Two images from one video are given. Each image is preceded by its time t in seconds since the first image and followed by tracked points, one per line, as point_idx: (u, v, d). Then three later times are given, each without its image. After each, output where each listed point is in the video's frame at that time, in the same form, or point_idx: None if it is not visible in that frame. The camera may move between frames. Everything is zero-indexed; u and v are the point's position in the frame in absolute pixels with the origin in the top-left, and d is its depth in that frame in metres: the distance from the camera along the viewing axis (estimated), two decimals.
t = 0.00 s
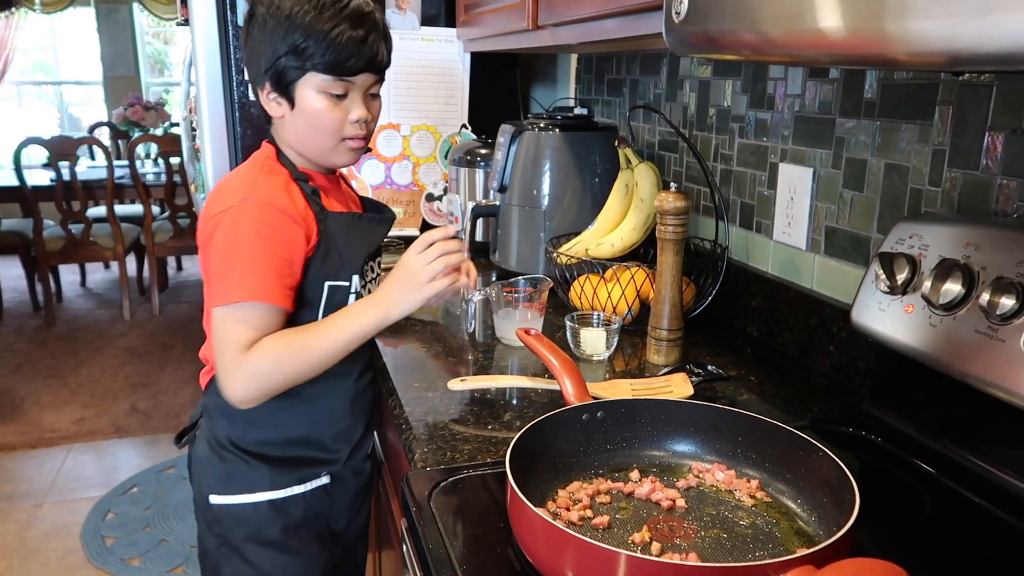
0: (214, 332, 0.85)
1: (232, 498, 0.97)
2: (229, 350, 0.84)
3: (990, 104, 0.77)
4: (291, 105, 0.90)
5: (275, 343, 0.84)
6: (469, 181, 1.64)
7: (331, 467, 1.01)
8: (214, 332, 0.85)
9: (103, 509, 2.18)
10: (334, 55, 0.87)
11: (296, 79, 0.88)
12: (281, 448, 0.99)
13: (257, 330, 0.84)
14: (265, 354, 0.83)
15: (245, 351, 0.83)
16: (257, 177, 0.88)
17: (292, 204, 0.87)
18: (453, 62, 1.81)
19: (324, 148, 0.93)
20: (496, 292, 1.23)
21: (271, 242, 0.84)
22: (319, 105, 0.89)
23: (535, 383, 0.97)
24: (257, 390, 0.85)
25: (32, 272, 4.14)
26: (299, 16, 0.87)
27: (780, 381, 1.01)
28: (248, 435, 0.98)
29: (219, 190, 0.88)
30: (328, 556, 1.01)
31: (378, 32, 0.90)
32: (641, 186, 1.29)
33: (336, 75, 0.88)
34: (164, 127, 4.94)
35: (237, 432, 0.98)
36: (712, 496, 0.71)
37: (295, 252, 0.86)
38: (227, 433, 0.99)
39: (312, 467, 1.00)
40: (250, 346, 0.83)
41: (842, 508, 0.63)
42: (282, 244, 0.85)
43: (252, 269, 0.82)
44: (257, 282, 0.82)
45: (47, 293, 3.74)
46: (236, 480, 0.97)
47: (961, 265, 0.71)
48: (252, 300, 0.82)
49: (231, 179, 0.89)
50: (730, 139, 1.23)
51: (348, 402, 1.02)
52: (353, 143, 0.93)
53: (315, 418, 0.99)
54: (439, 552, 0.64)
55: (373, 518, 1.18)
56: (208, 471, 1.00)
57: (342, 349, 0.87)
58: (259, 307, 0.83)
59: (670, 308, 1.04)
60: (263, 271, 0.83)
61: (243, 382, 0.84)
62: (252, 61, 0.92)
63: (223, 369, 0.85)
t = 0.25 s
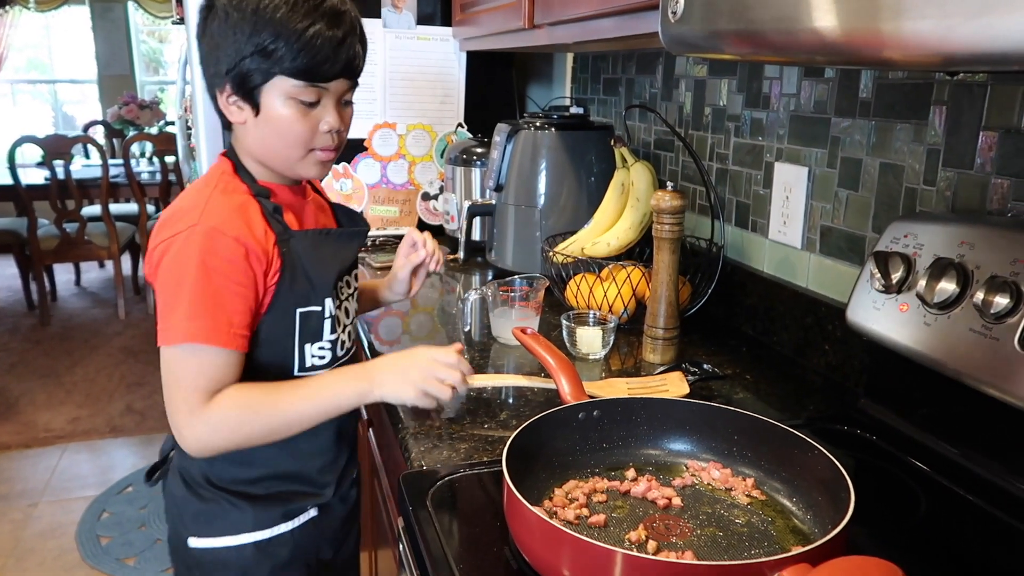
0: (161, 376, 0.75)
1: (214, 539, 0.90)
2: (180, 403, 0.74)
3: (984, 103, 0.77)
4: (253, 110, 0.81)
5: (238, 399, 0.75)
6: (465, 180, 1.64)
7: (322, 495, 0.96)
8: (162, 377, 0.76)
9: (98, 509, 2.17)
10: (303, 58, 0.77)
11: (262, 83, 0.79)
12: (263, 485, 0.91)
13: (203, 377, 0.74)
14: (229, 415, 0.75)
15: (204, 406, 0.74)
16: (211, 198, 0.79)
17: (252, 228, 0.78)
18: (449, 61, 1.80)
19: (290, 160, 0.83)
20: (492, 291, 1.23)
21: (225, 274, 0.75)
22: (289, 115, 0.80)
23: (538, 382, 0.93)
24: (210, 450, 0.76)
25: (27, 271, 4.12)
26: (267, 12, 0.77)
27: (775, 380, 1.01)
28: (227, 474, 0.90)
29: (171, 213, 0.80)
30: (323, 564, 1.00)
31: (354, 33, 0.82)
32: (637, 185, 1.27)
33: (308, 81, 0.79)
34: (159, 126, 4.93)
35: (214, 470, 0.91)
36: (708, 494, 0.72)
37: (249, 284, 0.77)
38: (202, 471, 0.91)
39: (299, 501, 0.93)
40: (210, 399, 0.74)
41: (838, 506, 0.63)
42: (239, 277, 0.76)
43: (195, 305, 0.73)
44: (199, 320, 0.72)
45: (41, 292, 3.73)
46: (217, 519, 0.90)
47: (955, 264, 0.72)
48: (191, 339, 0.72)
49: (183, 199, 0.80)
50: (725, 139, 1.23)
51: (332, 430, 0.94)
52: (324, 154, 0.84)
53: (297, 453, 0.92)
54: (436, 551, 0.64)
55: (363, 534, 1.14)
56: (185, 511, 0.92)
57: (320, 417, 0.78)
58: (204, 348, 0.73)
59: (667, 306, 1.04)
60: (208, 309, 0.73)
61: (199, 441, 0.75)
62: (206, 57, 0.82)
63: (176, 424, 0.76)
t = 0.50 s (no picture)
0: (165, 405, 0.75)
1: (192, 564, 0.89)
2: (197, 431, 0.75)
3: (975, 107, 0.78)
4: (233, 114, 0.79)
5: (257, 420, 0.77)
6: (459, 183, 1.64)
7: (301, 511, 0.94)
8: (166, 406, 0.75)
9: (91, 512, 2.17)
10: (290, 62, 0.77)
11: (242, 87, 0.77)
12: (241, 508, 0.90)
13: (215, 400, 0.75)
14: (253, 441, 0.76)
15: (227, 433, 0.75)
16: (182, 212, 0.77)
17: (226, 237, 0.77)
18: (443, 63, 1.81)
19: (268, 164, 0.82)
20: (486, 293, 1.24)
21: (210, 290, 0.74)
22: (270, 119, 0.79)
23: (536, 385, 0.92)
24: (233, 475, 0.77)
25: (19, 272, 4.10)
26: (249, 13, 0.76)
27: (768, 382, 1.01)
28: (202, 497, 0.89)
29: (140, 230, 0.77)
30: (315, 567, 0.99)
31: (338, 36, 0.82)
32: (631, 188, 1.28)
33: (290, 86, 0.79)
34: (152, 127, 4.91)
35: (190, 495, 0.89)
36: (702, 496, 0.72)
37: (238, 298, 0.77)
38: (177, 495, 0.90)
39: (279, 519, 0.93)
40: (231, 424, 0.76)
41: (831, 507, 0.64)
42: (224, 291, 0.75)
43: (192, 329, 0.72)
44: (203, 344, 0.73)
45: (34, 294, 3.71)
46: (195, 543, 0.89)
47: (947, 266, 0.72)
48: (193, 365, 0.72)
49: (150, 214, 0.78)
50: (719, 141, 1.24)
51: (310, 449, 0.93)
52: (302, 159, 0.84)
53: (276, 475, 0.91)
54: (431, 553, 0.64)
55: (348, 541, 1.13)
56: (163, 537, 0.91)
57: (338, 433, 0.81)
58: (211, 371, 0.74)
59: (661, 309, 1.05)
60: (206, 330, 0.73)
61: (223, 468, 0.76)
62: (177, 54, 0.79)
63: (194, 453, 0.76)
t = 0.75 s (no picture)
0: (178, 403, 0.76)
1: (177, 552, 0.91)
2: (209, 430, 0.75)
3: (972, 109, 0.78)
4: (233, 117, 0.79)
5: (267, 414, 0.77)
6: (456, 185, 1.64)
7: (289, 509, 0.94)
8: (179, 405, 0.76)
9: (89, 515, 2.16)
10: (285, 60, 0.77)
11: (239, 88, 0.77)
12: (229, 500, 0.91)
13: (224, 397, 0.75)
14: (264, 434, 0.77)
15: (239, 426, 0.76)
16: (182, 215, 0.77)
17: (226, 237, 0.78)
18: (441, 65, 1.81)
19: (274, 162, 0.83)
20: (485, 296, 1.24)
21: (213, 289, 0.74)
22: (269, 118, 0.79)
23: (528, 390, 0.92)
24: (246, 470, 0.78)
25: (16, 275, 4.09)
26: (240, 14, 0.76)
27: (766, 383, 1.01)
28: (192, 486, 0.90)
29: (142, 237, 0.78)
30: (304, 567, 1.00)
31: (331, 30, 0.82)
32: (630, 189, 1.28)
33: (286, 83, 0.79)
34: (148, 129, 4.90)
35: (180, 483, 0.90)
36: (701, 498, 0.72)
37: (240, 294, 0.77)
38: (169, 483, 0.91)
39: (268, 515, 0.93)
40: (241, 418, 0.76)
41: (829, 508, 0.64)
42: (226, 290, 0.75)
43: (197, 327, 0.73)
44: (208, 342, 0.73)
45: (30, 297, 3.70)
46: (183, 532, 0.90)
47: (944, 268, 0.72)
48: (200, 363, 0.73)
49: (152, 219, 0.78)
50: (716, 143, 1.24)
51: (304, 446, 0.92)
52: (307, 154, 0.84)
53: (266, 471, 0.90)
54: (430, 556, 0.64)
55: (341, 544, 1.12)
56: (154, 523, 0.92)
57: (347, 428, 0.81)
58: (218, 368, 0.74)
59: (659, 310, 1.05)
60: (211, 329, 0.73)
61: (236, 463, 0.77)
62: (174, 61, 0.79)
63: (208, 451, 0.76)
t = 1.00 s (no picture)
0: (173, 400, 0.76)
1: (166, 544, 0.93)
2: (202, 426, 0.76)
3: (970, 110, 0.79)
4: (246, 124, 0.80)
5: (257, 412, 0.77)
6: (456, 187, 1.64)
7: (279, 505, 0.97)
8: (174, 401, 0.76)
9: (88, 517, 2.16)
10: (300, 77, 0.77)
11: (254, 98, 0.78)
12: (216, 496, 0.93)
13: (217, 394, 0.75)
14: (253, 431, 0.77)
15: (228, 424, 0.76)
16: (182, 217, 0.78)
17: (226, 239, 0.78)
18: (440, 68, 1.81)
19: (279, 174, 0.83)
20: (484, 298, 1.24)
21: (211, 290, 0.75)
22: (280, 129, 0.80)
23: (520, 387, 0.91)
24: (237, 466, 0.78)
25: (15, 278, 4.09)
26: (262, 28, 0.76)
27: (765, 384, 1.02)
28: (182, 482, 0.92)
29: (143, 235, 0.79)
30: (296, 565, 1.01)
31: (350, 51, 0.82)
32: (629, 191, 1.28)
33: (302, 99, 0.79)
34: (147, 132, 4.90)
35: (170, 479, 0.92)
36: (700, 499, 0.72)
37: (237, 296, 0.77)
38: (160, 477, 0.93)
39: (256, 511, 0.95)
40: (231, 415, 0.76)
41: (828, 508, 0.64)
42: (223, 291, 0.76)
43: (192, 326, 0.73)
44: (202, 340, 0.73)
45: (29, 300, 3.70)
46: (172, 526, 0.92)
47: (943, 269, 0.72)
48: (194, 361, 0.73)
49: (154, 219, 0.79)
50: (715, 145, 1.24)
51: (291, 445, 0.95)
52: (313, 169, 0.84)
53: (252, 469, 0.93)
54: (430, 557, 0.64)
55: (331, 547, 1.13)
56: (145, 517, 0.94)
57: (337, 426, 0.81)
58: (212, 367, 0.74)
59: (659, 312, 1.05)
60: (206, 328, 0.74)
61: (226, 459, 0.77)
62: (196, 65, 0.80)
63: (200, 447, 0.77)
